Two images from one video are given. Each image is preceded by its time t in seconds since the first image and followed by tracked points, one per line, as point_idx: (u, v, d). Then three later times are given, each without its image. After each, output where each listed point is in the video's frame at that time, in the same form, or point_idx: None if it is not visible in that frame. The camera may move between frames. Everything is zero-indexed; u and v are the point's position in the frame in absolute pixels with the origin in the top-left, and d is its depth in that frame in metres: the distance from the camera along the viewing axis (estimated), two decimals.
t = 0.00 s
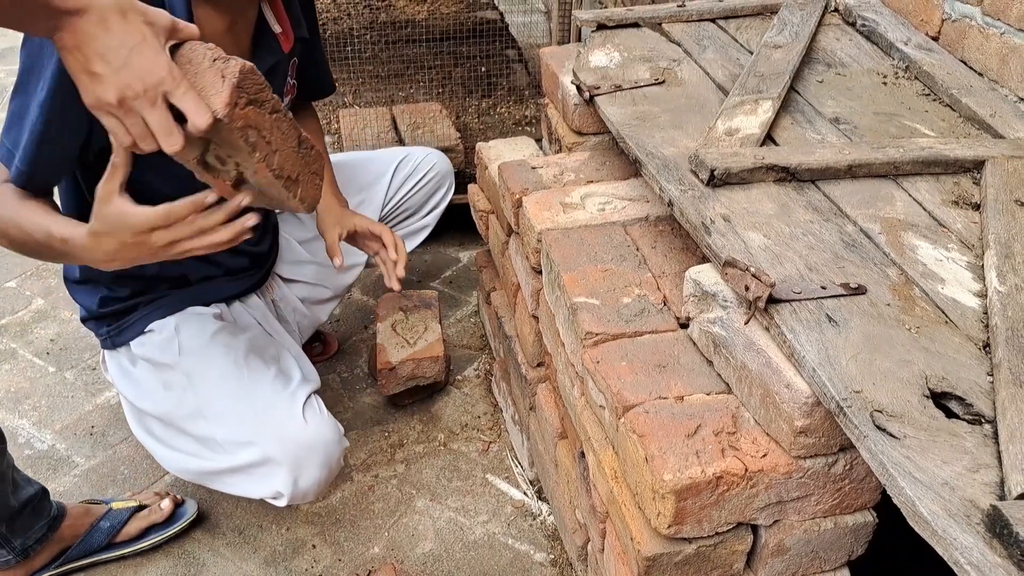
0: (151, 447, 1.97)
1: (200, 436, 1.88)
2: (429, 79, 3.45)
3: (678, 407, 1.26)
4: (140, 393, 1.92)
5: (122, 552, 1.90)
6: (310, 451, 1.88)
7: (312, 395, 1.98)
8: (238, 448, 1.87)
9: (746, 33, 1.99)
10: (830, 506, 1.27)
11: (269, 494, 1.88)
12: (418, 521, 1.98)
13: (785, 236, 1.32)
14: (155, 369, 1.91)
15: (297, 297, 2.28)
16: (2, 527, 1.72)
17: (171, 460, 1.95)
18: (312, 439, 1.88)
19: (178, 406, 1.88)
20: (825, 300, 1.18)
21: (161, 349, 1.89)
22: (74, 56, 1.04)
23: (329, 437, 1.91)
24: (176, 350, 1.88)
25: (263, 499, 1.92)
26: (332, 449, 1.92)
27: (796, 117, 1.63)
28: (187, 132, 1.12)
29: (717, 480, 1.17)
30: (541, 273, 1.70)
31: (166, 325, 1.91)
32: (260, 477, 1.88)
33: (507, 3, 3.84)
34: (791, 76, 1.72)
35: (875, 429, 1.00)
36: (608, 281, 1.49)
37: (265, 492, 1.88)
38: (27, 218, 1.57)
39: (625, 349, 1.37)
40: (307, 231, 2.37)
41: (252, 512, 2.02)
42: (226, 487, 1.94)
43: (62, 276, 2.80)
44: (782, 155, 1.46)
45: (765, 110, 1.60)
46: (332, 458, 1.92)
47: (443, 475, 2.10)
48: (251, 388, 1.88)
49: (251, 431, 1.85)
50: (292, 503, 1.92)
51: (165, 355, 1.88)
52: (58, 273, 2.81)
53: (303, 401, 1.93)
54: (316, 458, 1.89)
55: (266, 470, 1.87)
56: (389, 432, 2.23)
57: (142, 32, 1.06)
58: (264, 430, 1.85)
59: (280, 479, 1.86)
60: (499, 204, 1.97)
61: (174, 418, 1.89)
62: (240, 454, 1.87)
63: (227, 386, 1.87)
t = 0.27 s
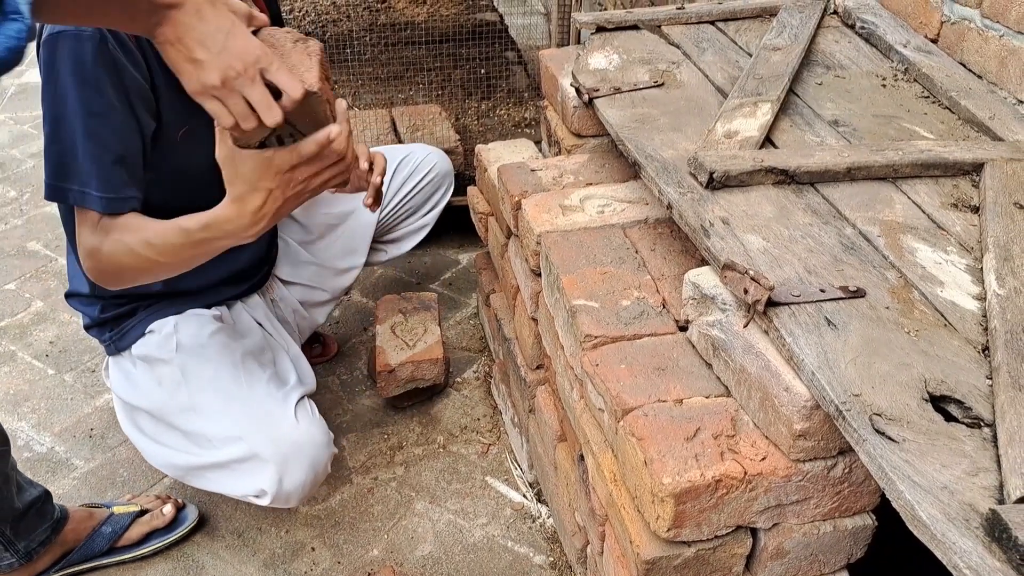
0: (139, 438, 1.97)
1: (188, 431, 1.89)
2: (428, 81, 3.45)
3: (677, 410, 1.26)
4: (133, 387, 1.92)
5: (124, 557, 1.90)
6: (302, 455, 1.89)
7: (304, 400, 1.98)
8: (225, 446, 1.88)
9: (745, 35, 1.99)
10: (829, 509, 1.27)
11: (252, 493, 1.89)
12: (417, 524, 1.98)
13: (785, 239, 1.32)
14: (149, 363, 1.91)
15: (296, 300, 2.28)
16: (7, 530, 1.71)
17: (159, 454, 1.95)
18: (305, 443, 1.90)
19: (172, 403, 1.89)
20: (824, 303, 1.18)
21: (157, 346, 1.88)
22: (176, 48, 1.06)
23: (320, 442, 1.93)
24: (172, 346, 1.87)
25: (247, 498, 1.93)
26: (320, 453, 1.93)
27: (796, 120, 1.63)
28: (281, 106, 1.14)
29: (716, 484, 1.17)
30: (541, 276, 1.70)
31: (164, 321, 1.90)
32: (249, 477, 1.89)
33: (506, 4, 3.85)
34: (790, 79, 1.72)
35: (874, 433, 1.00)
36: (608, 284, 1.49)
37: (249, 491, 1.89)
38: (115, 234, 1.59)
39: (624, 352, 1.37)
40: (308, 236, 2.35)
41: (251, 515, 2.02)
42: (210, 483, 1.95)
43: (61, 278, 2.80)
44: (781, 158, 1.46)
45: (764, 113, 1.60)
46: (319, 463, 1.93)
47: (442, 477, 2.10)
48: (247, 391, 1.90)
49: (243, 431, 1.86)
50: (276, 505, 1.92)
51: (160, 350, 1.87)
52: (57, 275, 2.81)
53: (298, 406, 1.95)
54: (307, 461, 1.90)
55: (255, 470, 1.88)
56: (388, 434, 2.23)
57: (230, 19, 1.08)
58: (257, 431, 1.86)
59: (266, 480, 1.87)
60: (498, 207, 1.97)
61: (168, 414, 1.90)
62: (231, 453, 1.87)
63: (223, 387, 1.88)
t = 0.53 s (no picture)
0: (136, 443, 1.98)
1: (182, 435, 1.88)
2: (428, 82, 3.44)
3: (677, 411, 1.26)
4: (128, 391, 1.92)
5: (124, 559, 1.90)
6: (296, 457, 1.87)
7: (301, 401, 1.96)
8: (220, 451, 1.87)
9: (745, 36, 1.99)
10: (829, 511, 1.27)
11: (248, 497, 1.88)
12: (416, 525, 1.98)
13: (784, 240, 1.32)
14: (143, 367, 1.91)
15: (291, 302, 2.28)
16: (8, 532, 1.71)
17: (157, 459, 1.95)
18: (299, 444, 1.87)
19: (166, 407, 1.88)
20: (824, 304, 1.18)
21: (153, 350, 1.88)
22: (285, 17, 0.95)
23: (315, 443, 1.90)
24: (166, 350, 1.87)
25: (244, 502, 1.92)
26: (316, 456, 1.91)
27: (795, 121, 1.63)
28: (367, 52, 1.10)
29: (716, 485, 1.17)
30: (540, 277, 1.70)
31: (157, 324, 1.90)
32: (243, 480, 1.87)
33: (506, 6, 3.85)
34: (790, 80, 1.72)
35: (874, 434, 1.00)
36: (607, 285, 1.49)
37: (244, 496, 1.88)
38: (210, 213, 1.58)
39: (624, 353, 1.37)
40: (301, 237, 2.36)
41: (250, 516, 2.01)
42: (207, 488, 1.94)
43: (60, 279, 2.80)
44: (781, 159, 1.46)
45: (763, 113, 1.60)
46: (315, 467, 1.91)
47: (442, 479, 2.10)
48: (240, 390, 1.86)
49: (235, 433, 1.84)
50: (273, 507, 1.91)
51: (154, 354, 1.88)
52: (57, 276, 2.81)
53: (292, 405, 1.92)
54: (302, 463, 1.88)
55: (249, 474, 1.86)
56: (387, 435, 2.23)
57: None
58: (249, 433, 1.84)
59: (261, 485, 1.86)
60: (497, 208, 1.97)
61: (163, 418, 1.89)
62: (224, 457, 1.85)
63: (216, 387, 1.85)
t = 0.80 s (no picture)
0: (133, 441, 1.99)
1: (180, 429, 1.90)
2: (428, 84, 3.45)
3: (677, 412, 1.26)
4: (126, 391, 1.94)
5: (125, 560, 1.90)
6: (293, 444, 1.88)
7: (297, 389, 1.97)
8: (218, 442, 1.88)
9: (744, 37, 1.99)
10: (829, 511, 1.27)
11: (249, 486, 1.89)
12: (416, 526, 1.98)
13: (784, 241, 1.32)
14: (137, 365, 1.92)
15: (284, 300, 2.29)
16: (8, 535, 1.71)
17: (157, 456, 1.96)
18: (295, 430, 1.88)
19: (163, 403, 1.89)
20: (824, 305, 1.18)
21: (147, 348, 1.89)
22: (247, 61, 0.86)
23: (312, 429, 1.91)
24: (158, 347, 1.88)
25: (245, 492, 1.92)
26: (314, 442, 1.92)
27: (795, 122, 1.63)
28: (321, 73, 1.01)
29: (716, 486, 1.17)
30: (540, 278, 1.70)
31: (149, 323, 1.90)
32: (243, 470, 1.89)
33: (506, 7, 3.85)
34: (790, 81, 1.72)
35: (874, 434, 0.99)
36: (608, 285, 1.49)
37: (245, 485, 1.89)
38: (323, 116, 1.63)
39: (624, 354, 1.37)
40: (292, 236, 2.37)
41: (249, 518, 2.01)
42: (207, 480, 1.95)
43: (60, 281, 2.80)
44: (780, 159, 1.46)
45: (763, 114, 1.60)
46: (314, 452, 1.92)
47: (442, 480, 2.10)
48: (234, 382, 1.87)
49: (231, 423, 1.85)
50: (275, 496, 1.92)
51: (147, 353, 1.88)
52: (56, 278, 2.81)
53: (288, 392, 1.92)
54: (300, 450, 1.89)
55: (249, 462, 1.87)
56: (387, 436, 2.23)
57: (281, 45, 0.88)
58: (245, 423, 1.85)
59: (261, 472, 1.87)
60: (496, 209, 1.97)
61: (161, 415, 1.90)
62: (223, 447, 1.86)
63: (210, 379, 1.86)
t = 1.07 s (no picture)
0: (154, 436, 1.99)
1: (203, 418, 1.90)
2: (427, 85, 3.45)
3: (678, 413, 1.26)
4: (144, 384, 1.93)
5: (125, 561, 1.90)
6: (321, 423, 1.89)
7: (319, 371, 1.99)
8: (244, 425, 1.88)
9: (745, 38, 1.99)
10: (830, 512, 1.27)
11: (280, 468, 1.89)
12: (417, 527, 1.98)
13: (785, 241, 1.32)
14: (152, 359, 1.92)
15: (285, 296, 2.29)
16: (6, 536, 1.71)
17: (178, 447, 1.96)
18: (323, 410, 1.89)
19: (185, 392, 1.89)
20: (824, 305, 1.18)
21: (161, 341, 1.89)
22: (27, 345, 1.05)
23: (338, 409, 1.93)
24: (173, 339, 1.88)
25: (274, 476, 1.93)
26: (341, 422, 1.94)
27: (795, 122, 1.63)
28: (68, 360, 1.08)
29: (717, 486, 1.17)
30: (541, 279, 1.70)
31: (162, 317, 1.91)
32: (272, 452, 1.89)
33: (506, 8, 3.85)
34: (789, 81, 1.72)
35: (875, 434, 0.99)
36: (608, 286, 1.49)
37: (276, 467, 1.89)
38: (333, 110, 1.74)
39: (624, 354, 1.37)
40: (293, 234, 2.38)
41: (250, 519, 2.01)
42: (234, 468, 1.96)
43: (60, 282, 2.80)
44: (781, 160, 1.46)
45: (763, 115, 1.60)
46: (340, 430, 1.94)
47: (442, 481, 2.10)
48: (258, 366, 1.89)
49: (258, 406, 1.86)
50: (305, 478, 1.93)
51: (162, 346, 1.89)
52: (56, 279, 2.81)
53: (312, 374, 1.95)
54: (328, 429, 1.91)
55: (278, 444, 1.88)
56: (387, 438, 2.22)
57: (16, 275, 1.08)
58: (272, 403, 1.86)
59: (292, 451, 1.87)
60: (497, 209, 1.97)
61: (182, 405, 1.90)
62: (252, 431, 1.87)
63: (234, 365, 1.87)
